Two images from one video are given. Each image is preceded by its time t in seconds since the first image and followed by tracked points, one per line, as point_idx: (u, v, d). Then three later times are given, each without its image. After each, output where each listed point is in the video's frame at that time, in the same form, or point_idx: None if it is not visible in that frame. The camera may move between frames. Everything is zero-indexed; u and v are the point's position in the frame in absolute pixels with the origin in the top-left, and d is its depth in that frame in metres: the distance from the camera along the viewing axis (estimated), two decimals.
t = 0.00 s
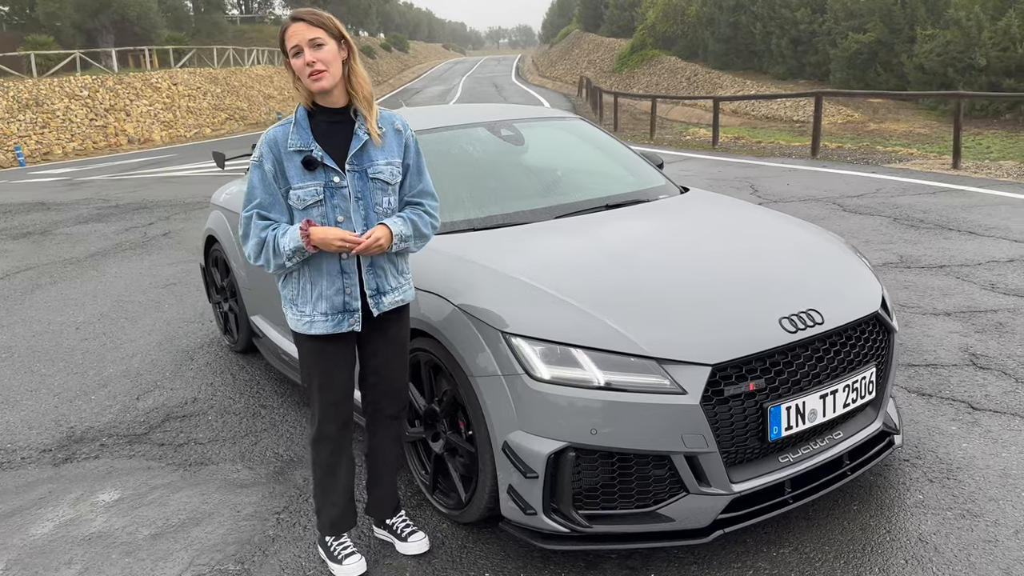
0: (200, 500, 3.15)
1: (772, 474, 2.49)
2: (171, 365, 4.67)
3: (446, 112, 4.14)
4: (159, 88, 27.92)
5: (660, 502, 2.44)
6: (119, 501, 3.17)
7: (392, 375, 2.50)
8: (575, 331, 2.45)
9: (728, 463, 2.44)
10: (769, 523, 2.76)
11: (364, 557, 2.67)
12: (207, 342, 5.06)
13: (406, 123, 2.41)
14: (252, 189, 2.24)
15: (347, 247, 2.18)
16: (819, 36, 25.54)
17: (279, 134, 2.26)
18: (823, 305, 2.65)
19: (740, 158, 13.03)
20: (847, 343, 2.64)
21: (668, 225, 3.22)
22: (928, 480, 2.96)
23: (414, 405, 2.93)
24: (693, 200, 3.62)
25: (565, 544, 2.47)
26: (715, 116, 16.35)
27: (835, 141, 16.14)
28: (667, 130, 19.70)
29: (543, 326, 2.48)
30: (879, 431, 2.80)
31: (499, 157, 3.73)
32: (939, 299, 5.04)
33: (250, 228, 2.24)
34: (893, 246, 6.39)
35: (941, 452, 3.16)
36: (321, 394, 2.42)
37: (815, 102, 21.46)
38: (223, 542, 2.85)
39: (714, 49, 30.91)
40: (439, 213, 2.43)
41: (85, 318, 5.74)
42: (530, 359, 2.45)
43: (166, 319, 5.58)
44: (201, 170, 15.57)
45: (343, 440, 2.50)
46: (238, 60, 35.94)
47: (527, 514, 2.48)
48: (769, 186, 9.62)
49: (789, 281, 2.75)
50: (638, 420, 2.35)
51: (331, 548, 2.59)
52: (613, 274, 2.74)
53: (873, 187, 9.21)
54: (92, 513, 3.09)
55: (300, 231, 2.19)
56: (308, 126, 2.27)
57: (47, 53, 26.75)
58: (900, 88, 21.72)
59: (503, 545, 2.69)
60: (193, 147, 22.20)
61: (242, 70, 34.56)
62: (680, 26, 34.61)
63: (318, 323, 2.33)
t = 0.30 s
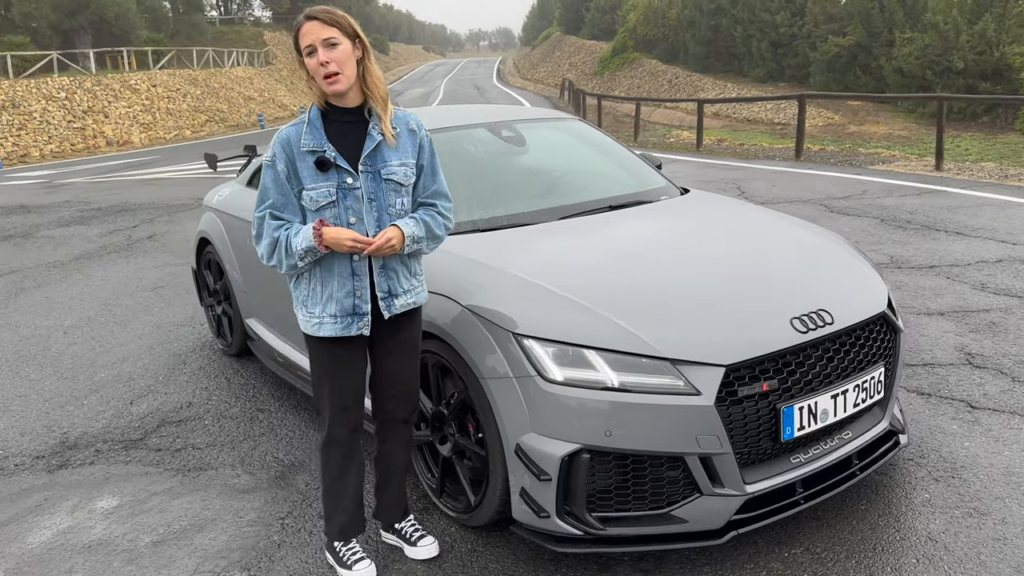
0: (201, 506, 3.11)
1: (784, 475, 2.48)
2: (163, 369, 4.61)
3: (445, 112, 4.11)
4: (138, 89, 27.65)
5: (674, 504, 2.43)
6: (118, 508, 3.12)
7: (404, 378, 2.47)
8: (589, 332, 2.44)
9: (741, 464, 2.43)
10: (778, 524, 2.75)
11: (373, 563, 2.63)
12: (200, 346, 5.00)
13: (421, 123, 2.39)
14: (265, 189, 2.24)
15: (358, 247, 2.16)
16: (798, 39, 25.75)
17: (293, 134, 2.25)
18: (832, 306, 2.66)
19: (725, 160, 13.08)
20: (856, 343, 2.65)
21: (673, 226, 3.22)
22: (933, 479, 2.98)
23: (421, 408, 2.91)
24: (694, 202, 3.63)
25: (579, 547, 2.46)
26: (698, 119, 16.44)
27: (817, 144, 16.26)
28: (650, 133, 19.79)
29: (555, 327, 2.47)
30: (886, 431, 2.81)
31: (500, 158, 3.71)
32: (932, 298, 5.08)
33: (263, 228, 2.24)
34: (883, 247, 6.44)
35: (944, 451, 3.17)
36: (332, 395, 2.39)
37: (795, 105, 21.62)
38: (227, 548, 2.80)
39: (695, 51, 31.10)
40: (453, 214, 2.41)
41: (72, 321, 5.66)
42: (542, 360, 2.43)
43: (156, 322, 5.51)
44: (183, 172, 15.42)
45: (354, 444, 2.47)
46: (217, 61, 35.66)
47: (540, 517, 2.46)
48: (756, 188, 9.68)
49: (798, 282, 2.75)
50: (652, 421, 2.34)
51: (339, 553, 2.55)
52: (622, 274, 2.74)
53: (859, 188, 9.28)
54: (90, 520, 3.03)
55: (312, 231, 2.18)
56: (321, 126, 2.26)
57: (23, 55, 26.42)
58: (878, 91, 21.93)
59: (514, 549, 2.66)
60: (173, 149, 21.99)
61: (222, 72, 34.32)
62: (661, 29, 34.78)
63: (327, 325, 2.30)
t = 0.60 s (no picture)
0: (212, 510, 3.10)
1: (800, 474, 2.52)
2: (163, 373, 4.59)
3: (452, 115, 4.12)
4: (118, 92, 27.39)
5: (693, 503, 2.46)
6: (128, 513, 3.10)
7: (427, 381, 2.49)
8: (609, 334, 2.46)
9: (757, 464, 2.47)
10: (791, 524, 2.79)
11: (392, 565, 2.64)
12: (199, 350, 4.97)
13: (449, 128, 2.41)
14: (295, 193, 2.28)
15: (382, 252, 2.18)
16: (778, 45, 25.97)
17: (322, 139, 2.29)
18: (844, 308, 2.71)
19: (711, 164, 13.16)
20: (867, 344, 2.70)
21: (682, 230, 3.27)
22: (939, 477, 3.03)
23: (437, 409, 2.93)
24: (699, 206, 3.68)
25: (598, 547, 2.48)
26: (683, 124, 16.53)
27: (800, 148, 16.40)
28: (634, 137, 19.86)
29: (574, 329, 2.49)
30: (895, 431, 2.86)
31: (507, 162, 3.72)
32: (924, 301, 5.16)
33: (292, 232, 2.28)
34: (873, 250, 6.53)
35: (947, 451, 3.23)
36: (356, 395, 2.41)
37: (777, 110, 21.79)
38: (242, 552, 2.80)
39: (676, 57, 31.29)
40: (478, 218, 2.42)
41: (66, 325, 5.61)
42: (562, 362, 2.45)
43: (152, 327, 5.47)
44: (165, 176, 15.28)
45: (376, 445, 2.48)
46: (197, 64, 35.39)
47: (561, 518, 2.48)
48: (744, 192, 9.75)
49: (809, 285, 2.80)
50: (672, 421, 2.37)
51: (359, 555, 2.56)
52: (637, 278, 2.77)
53: (846, 193, 9.38)
54: (101, 525, 3.02)
55: (338, 235, 2.21)
56: (351, 131, 2.30)
57: None
58: (858, 97, 22.17)
59: (531, 550, 2.68)
60: (154, 152, 21.79)
61: (202, 75, 34.08)
62: (643, 35, 34.97)
63: (351, 327, 2.32)
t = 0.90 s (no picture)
0: (222, 514, 3.10)
1: (808, 474, 2.57)
2: (163, 378, 4.58)
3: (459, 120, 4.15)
4: (99, 95, 27.14)
5: (706, 503, 2.50)
6: (137, 518, 3.10)
7: (446, 383, 2.52)
8: (623, 337, 2.50)
9: (768, 464, 2.51)
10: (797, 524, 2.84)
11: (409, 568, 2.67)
12: (197, 354, 4.97)
13: (474, 137, 2.43)
14: (322, 196, 2.36)
15: (401, 258, 2.22)
16: (760, 52, 26.20)
17: (349, 145, 2.35)
18: (852, 312, 2.76)
19: (697, 171, 13.27)
20: (872, 346, 2.76)
21: (689, 234, 3.33)
22: (939, 477, 3.10)
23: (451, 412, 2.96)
24: (703, 210, 3.75)
25: (613, 547, 2.52)
26: (669, 131, 16.64)
27: (785, 155, 16.54)
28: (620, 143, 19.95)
29: (589, 332, 2.53)
30: (898, 432, 2.92)
31: (513, 166, 3.75)
32: (915, 305, 5.24)
33: (318, 234, 2.35)
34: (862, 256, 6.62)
35: (947, 451, 3.30)
36: (377, 397, 2.44)
37: (759, 117, 21.98)
38: (255, 555, 2.81)
39: (659, 63, 31.49)
40: (499, 227, 2.45)
41: (60, 330, 5.57)
42: (578, 365, 2.49)
43: (147, 331, 5.45)
44: (149, 179, 15.17)
45: (397, 447, 2.50)
46: (178, 67, 35.13)
47: (576, 518, 2.51)
48: (731, 198, 9.85)
49: (816, 289, 2.85)
50: (687, 424, 2.41)
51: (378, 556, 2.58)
52: (647, 281, 2.81)
53: (832, 199, 9.50)
54: (110, 530, 3.01)
55: (361, 240, 2.26)
56: (377, 138, 2.35)
57: None
58: (839, 104, 22.45)
59: (544, 550, 2.72)
60: (136, 156, 21.61)
61: (184, 78, 33.85)
62: (626, 41, 35.17)
63: (369, 329, 2.37)
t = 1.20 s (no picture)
0: (225, 517, 3.10)
1: (810, 474, 2.61)
2: (157, 382, 4.55)
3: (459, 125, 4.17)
4: (81, 99, 26.91)
5: (710, 504, 2.52)
6: (138, 521, 3.09)
7: (452, 386, 2.53)
8: (629, 338, 2.53)
9: (772, 464, 2.54)
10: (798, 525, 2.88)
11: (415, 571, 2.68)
12: (191, 358, 4.95)
13: (483, 142, 2.45)
14: (330, 198, 2.37)
15: (407, 260, 2.22)
16: (742, 60, 26.41)
17: (358, 147, 2.36)
18: (850, 315, 2.81)
19: (683, 177, 13.34)
20: (871, 348, 2.81)
21: (687, 239, 3.37)
22: (934, 477, 3.15)
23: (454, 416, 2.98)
24: (700, 217, 3.80)
25: (619, 548, 2.54)
26: (655, 137, 16.72)
27: (770, 162, 16.68)
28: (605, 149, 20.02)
29: (595, 334, 2.55)
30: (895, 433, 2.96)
31: (512, 171, 3.78)
32: (904, 309, 5.32)
33: (324, 234, 2.36)
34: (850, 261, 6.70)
35: (941, 452, 3.35)
36: (383, 400, 2.45)
37: (743, 124, 22.14)
38: (259, 557, 2.81)
39: (643, 70, 31.68)
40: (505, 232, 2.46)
41: (50, 335, 5.52)
42: (585, 366, 2.51)
43: (140, 335, 5.42)
44: (133, 184, 15.07)
45: (404, 450, 2.51)
46: (160, 71, 34.91)
47: (583, 519, 2.54)
48: (718, 204, 9.93)
49: (815, 293, 2.89)
50: (692, 425, 2.43)
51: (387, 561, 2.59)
52: (650, 284, 2.84)
53: (818, 205, 9.61)
54: (111, 534, 3.00)
55: (368, 241, 2.27)
56: (386, 141, 2.36)
57: None
58: (820, 111, 22.66)
59: (549, 551, 2.75)
60: (118, 160, 21.44)
61: (167, 82, 33.63)
62: (610, 48, 35.35)
63: (374, 331, 2.37)
